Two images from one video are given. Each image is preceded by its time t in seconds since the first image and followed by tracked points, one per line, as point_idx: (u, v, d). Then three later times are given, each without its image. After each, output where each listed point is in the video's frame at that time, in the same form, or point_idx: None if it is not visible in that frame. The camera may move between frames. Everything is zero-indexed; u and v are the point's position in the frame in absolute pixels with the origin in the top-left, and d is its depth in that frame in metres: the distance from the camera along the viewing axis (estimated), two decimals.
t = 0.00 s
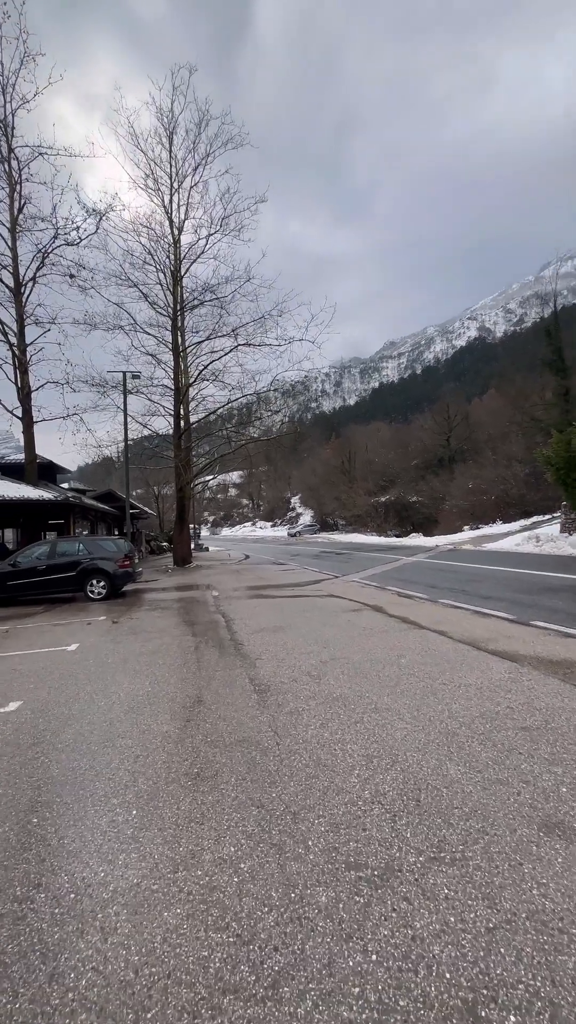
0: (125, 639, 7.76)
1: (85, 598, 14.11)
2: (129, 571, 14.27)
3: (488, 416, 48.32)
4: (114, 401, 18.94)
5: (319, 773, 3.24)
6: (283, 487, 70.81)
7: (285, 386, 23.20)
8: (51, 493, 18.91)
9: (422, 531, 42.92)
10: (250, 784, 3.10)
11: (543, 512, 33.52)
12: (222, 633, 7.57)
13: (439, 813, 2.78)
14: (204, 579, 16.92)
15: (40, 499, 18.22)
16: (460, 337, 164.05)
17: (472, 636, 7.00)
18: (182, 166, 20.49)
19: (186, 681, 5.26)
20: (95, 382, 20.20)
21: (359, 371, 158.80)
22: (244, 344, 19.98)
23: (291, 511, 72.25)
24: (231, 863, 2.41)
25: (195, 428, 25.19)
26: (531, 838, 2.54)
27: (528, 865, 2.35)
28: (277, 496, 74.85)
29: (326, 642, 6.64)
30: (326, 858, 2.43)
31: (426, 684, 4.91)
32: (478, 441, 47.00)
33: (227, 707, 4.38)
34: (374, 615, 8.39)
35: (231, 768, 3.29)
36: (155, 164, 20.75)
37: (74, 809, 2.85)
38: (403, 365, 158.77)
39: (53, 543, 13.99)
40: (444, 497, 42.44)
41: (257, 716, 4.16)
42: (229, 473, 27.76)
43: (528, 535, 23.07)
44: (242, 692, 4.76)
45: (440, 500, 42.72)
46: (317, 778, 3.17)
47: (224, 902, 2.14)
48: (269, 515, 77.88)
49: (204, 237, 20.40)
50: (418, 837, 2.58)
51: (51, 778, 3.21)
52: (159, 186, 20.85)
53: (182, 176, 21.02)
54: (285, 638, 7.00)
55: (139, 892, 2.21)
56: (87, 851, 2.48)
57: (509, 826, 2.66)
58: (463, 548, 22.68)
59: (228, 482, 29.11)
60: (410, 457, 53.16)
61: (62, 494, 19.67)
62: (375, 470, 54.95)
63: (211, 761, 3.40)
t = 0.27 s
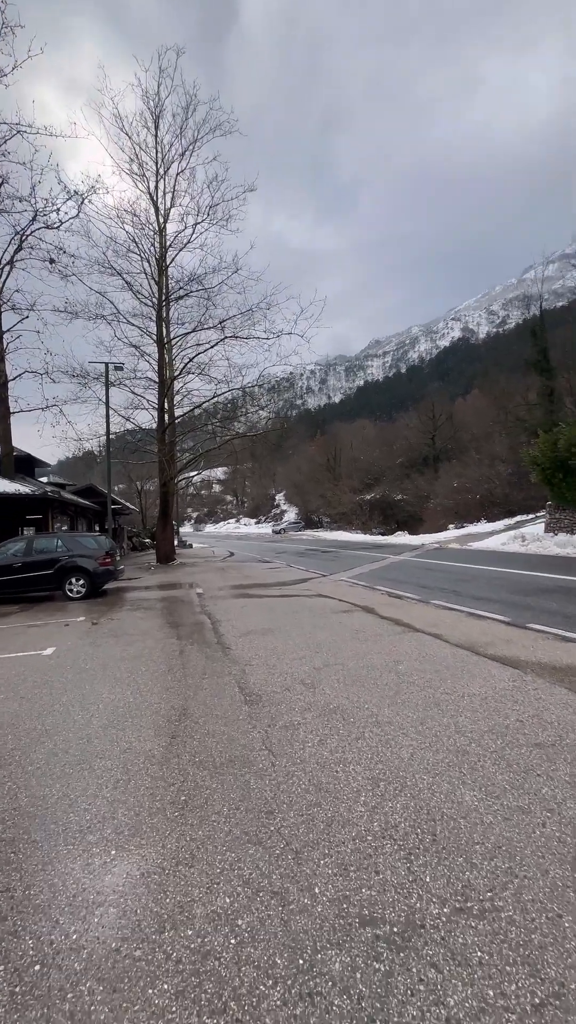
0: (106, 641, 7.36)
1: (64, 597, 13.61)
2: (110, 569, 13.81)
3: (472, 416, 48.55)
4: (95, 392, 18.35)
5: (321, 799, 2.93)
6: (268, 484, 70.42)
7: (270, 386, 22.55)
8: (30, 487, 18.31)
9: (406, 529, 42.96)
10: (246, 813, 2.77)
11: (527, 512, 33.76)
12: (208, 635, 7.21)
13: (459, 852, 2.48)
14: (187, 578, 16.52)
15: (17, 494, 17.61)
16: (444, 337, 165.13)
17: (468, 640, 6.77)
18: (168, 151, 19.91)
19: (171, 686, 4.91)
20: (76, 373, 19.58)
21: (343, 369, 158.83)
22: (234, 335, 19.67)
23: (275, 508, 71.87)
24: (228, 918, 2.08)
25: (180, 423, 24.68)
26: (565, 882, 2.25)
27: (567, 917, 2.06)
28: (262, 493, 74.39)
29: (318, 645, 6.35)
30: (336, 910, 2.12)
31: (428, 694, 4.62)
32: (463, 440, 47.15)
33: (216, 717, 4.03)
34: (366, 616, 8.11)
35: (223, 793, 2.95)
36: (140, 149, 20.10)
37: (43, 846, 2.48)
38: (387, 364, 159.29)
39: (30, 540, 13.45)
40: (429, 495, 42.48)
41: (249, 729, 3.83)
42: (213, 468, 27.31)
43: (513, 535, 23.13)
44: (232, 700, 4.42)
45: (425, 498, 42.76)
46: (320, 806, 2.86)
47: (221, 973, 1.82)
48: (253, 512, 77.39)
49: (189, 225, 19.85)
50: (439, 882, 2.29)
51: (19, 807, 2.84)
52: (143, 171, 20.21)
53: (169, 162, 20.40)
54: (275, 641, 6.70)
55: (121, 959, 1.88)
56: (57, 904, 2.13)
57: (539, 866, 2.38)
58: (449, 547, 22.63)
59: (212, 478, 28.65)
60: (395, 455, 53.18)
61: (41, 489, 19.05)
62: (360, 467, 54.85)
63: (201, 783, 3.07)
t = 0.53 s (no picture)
0: (82, 643, 6.95)
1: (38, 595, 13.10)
2: (87, 566, 13.35)
3: (453, 415, 48.88)
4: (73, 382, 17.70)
5: (325, 822, 2.66)
6: (249, 482, 69.95)
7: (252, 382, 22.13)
8: (4, 481, 17.66)
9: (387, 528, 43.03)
10: (242, 840, 2.47)
11: (507, 511, 34.07)
12: (191, 636, 6.87)
13: (483, 885, 2.23)
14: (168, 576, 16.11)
15: None
16: (425, 337, 166.47)
17: (461, 640, 6.59)
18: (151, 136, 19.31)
19: (154, 689, 4.59)
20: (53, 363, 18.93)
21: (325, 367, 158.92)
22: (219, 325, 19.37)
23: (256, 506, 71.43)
24: (229, 972, 1.79)
25: (161, 416, 24.15)
26: None
27: None
28: (243, 490, 73.90)
29: (307, 645, 6.09)
30: (354, 960, 1.85)
31: (427, 699, 4.39)
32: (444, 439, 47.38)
33: (204, 726, 3.71)
34: (355, 615, 7.88)
35: (217, 815, 2.65)
36: (123, 132, 19.64)
37: (10, 886, 2.15)
38: (369, 363, 159.94)
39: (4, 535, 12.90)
40: (410, 494, 42.56)
41: (242, 738, 3.53)
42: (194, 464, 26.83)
43: (495, 533, 23.23)
44: (221, 707, 4.10)
45: (406, 497, 42.84)
46: (325, 831, 2.58)
47: None
48: (234, 509, 76.83)
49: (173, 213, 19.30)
50: (467, 922, 2.03)
51: None
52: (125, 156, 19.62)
53: (152, 148, 20.04)
54: (262, 641, 6.41)
55: None
56: (25, 960, 1.80)
57: (574, 900, 2.14)
58: (432, 546, 22.61)
59: (193, 474, 28.18)
60: (376, 454, 53.26)
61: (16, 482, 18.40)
62: (342, 465, 54.79)
63: (190, 803, 2.76)
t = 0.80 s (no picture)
0: (50, 647, 6.53)
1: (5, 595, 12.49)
2: (58, 566, 12.80)
3: (431, 418, 49.25)
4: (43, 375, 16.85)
5: (322, 856, 2.37)
6: (226, 481, 69.28)
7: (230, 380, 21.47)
8: None
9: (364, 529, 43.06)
10: (231, 884, 2.16)
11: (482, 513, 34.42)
12: (168, 640, 6.50)
13: (505, 933, 1.98)
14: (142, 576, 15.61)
15: None
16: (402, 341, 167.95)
17: (449, 644, 6.40)
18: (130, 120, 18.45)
19: (129, 701, 4.24)
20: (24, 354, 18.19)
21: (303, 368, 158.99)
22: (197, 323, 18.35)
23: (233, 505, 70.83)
24: None
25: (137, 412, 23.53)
26: None
27: None
28: (220, 489, 73.19)
29: (292, 650, 5.80)
30: None
31: (422, 710, 4.14)
32: (421, 441, 47.68)
33: (183, 744, 3.36)
34: (339, 618, 7.62)
35: (202, 852, 2.33)
36: (101, 115, 18.57)
37: None
38: (347, 365, 160.62)
39: None
40: (387, 495, 42.67)
41: (227, 757, 3.20)
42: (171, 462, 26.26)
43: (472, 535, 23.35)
44: (202, 721, 3.77)
45: (383, 498, 42.94)
46: (324, 868, 2.30)
47: None
48: (211, 508, 76.05)
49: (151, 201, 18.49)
50: (493, 981, 1.78)
51: None
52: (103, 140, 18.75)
53: (131, 134, 18.96)
54: (243, 646, 6.10)
55: None
56: None
57: None
58: (411, 547, 22.60)
59: (169, 472, 27.60)
60: (354, 455, 53.32)
61: None
62: (320, 466, 54.68)
63: (170, 836, 2.45)
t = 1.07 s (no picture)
0: (5, 656, 6.07)
1: None
2: (16, 568, 12.14)
3: (400, 423, 49.81)
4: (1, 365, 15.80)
5: (314, 908, 2.06)
6: (196, 481, 68.59)
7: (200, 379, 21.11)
8: None
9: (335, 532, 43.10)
10: (207, 940, 1.85)
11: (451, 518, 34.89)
12: (134, 646, 6.14)
13: (523, 993, 1.74)
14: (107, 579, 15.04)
15: None
16: (373, 347, 170.08)
17: (427, 649, 6.22)
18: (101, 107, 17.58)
19: (87, 717, 3.84)
20: None
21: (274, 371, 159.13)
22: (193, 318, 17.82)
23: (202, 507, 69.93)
24: None
25: (104, 408, 22.79)
26: None
27: None
28: (190, 490, 72.23)
29: (264, 658, 5.48)
30: None
31: (406, 723, 3.91)
32: (391, 447, 48.02)
33: (148, 768, 3.01)
34: (313, 622, 7.38)
35: (172, 900, 2.02)
36: (69, 100, 17.23)
37: None
38: (318, 370, 161.67)
39: None
40: (358, 499, 42.77)
41: (199, 781, 2.88)
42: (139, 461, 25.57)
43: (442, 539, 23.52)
44: (171, 739, 3.43)
45: (354, 502, 43.03)
46: (317, 921, 2.00)
47: None
48: (179, 509, 74.92)
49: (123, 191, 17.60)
50: None
51: None
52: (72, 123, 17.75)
53: (102, 123, 17.70)
54: (214, 654, 5.77)
55: None
56: None
57: None
58: (382, 551, 22.59)
59: (137, 472, 26.87)
60: (325, 458, 53.42)
61: None
62: (291, 468, 54.56)
63: (135, 885, 2.11)
